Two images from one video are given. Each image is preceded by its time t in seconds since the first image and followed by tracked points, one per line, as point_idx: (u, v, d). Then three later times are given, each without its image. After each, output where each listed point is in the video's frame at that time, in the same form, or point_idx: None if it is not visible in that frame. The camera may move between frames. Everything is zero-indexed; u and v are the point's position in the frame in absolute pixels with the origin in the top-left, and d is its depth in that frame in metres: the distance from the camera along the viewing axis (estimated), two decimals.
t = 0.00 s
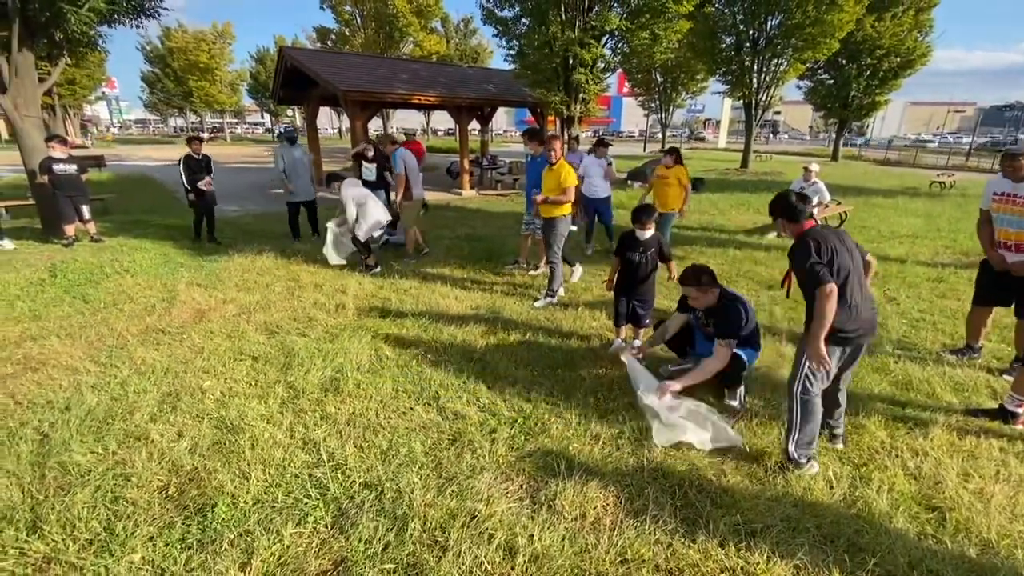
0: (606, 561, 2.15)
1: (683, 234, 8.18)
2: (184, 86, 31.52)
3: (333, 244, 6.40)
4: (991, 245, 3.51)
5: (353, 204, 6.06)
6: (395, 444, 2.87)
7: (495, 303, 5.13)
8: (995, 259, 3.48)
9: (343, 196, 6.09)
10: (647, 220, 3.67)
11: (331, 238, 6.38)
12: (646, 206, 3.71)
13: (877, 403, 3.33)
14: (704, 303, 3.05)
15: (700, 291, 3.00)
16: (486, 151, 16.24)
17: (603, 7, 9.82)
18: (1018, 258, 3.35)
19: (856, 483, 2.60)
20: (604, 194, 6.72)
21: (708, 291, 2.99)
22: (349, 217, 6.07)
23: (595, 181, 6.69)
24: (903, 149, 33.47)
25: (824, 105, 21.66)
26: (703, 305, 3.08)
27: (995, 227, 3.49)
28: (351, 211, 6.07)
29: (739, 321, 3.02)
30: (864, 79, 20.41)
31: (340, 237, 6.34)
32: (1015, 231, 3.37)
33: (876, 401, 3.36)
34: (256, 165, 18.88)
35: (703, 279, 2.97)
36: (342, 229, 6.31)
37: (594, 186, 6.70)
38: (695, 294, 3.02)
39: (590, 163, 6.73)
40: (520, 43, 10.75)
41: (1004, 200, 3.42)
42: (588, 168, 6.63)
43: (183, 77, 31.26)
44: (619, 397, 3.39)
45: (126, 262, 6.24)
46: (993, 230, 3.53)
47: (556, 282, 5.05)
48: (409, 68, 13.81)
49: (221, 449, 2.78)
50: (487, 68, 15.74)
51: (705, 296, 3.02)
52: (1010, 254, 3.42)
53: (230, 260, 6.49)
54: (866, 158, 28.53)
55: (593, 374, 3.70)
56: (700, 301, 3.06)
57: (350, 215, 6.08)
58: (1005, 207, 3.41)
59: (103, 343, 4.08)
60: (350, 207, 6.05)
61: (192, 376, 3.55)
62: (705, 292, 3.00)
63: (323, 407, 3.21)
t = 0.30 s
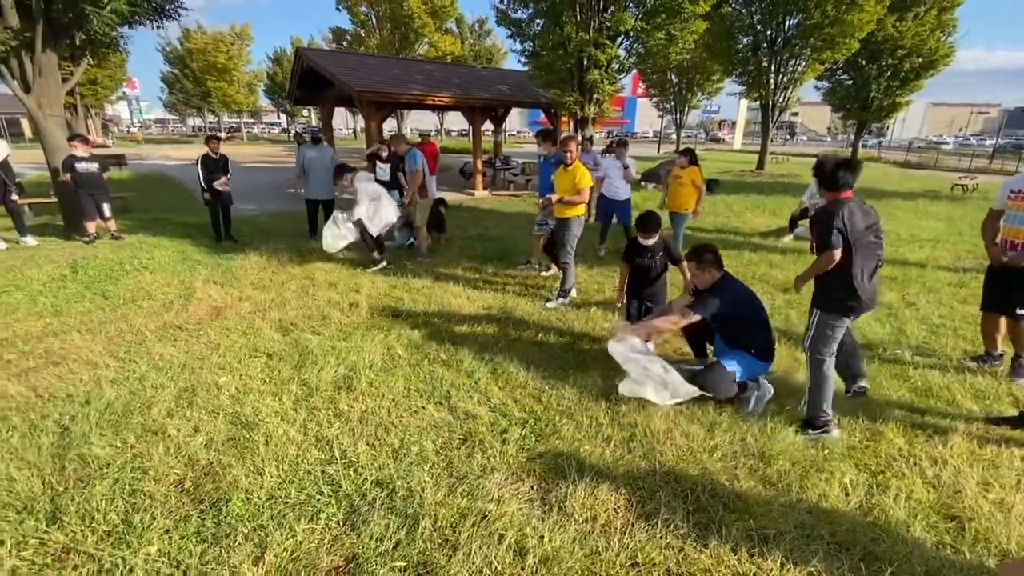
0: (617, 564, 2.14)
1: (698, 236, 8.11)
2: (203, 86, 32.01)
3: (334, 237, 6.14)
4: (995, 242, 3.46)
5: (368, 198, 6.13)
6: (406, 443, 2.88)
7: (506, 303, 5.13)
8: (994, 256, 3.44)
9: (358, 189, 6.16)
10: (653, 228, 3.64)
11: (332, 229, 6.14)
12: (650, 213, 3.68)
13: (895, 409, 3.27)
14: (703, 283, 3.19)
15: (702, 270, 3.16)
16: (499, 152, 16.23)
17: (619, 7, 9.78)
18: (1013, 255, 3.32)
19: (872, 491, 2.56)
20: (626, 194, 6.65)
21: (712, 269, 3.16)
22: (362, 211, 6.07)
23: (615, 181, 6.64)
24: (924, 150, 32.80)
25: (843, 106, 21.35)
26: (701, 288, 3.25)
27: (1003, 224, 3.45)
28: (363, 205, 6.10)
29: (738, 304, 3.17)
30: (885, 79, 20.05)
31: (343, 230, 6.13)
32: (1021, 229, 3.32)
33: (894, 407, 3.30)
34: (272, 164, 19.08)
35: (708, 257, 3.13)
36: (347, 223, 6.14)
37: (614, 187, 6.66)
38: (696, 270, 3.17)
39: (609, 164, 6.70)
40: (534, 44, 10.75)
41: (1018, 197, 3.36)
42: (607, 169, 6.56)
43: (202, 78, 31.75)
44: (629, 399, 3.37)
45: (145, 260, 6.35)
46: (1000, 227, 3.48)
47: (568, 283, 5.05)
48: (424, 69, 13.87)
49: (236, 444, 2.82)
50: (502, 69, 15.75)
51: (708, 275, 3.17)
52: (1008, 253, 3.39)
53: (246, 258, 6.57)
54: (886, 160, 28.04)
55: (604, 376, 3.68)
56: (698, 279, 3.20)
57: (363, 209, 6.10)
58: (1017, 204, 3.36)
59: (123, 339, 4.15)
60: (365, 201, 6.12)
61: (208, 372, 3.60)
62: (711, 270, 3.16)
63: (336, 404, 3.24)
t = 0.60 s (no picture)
0: (627, 566, 2.12)
1: (714, 237, 8.03)
2: (223, 85, 32.49)
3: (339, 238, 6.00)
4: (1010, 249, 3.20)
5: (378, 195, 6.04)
6: (418, 441, 2.88)
7: (518, 302, 5.12)
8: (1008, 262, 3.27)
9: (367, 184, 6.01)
10: (648, 254, 3.64)
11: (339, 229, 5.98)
12: (646, 240, 3.66)
13: (916, 416, 3.20)
14: (698, 289, 3.12)
15: (695, 275, 3.10)
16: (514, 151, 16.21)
17: (636, 6, 9.70)
18: None
19: (892, 500, 2.50)
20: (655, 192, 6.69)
21: (705, 275, 3.07)
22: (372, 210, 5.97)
23: (643, 181, 6.70)
24: (949, 152, 32.07)
25: (865, 107, 20.94)
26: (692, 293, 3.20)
27: None
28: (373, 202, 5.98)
29: (732, 308, 3.05)
30: (909, 79, 19.62)
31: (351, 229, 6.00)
32: None
33: (915, 414, 3.22)
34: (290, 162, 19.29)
35: (698, 261, 3.07)
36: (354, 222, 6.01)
37: (642, 187, 6.71)
38: (689, 277, 3.11)
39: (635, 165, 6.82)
40: (551, 43, 10.71)
41: None
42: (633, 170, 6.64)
43: (222, 76, 32.23)
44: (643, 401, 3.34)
45: (164, 255, 6.46)
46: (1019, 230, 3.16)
47: (582, 283, 5.01)
48: (440, 68, 13.91)
49: (251, 439, 2.85)
50: (518, 68, 15.74)
51: (700, 281, 3.10)
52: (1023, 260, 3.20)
53: (262, 255, 6.65)
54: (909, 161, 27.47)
55: (617, 377, 3.65)
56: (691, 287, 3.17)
57: (374, 207, 5.99)
58: None
59: (142, 333, 4.22)
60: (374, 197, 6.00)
61: (224, 367, 3.65)
62: (704, 276, 3.08)
63: (350, 400, 3.26)
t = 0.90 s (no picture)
0: (637, 570, 2.10)
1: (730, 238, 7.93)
2: (241, 83, 32.92)
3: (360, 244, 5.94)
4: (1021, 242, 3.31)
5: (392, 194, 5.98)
6: (428, 439, 2.88)
7: (531, 302, 5.10)
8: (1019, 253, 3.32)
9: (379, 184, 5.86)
10: (659, 263, 3.67)
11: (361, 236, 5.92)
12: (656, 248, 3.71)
13: (937, 424, 3.12)
14: (700, 293, 3.05)
15: (695, 280, 3.02)
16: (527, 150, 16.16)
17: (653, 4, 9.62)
18: None
19: (910, 509, 2.44)
20: (671, 194, 6.76)
21: (705, 278, 3.00)
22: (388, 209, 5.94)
23: (661, 181, 6.76)
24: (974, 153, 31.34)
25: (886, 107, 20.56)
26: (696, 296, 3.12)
27: None
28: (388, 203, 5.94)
29: (737, 310, 3.01)
30: (933, 78, 19.19)
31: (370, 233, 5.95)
32: None
33: (936, 421, 3.15)
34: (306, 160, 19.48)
35: (698, 265, 2.99)
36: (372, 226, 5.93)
37: (660, 186, 6.78)
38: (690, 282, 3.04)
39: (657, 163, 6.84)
40: (566, 41, 10.66)
41: None
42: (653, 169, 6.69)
43: (241, 75, 32.67)
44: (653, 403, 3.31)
45: (182, 251, 6.55)
46: None
47: (595, 282, 4.98)
48: (455, 67, 13.92)
49: (264, 433, 2.87)
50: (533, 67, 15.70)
51: (702, 285, 3.03)
52: None
53: (277, 252, 6.72)
54: (931, 162, 26.90)
55: (628, 378, 3.61)
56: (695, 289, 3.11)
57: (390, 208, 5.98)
58: None
59: (159, 327, 4.29)
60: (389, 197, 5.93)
61: (238, 362, 3.68)
62: (704, 279, 3.00)
63: (361, 397, 3.28)
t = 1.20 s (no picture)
0: (647, 572, 2.09)
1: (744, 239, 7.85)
2: (257, 82, 33.27)
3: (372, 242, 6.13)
4: None
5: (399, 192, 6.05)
6: (438, 438, 2.88)
7: (542, 302, 5.09)
8: None
9: (387, 183, 5.98)
10: (668, 262, 3.60)
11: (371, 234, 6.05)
12: (665, 248, 3.64)
13: (955, 430, 3.06)
14: (713, 291, 3.03)
15: (709, 277, 3.00)
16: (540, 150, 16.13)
17: (668, 3, 9.54)
18: None
19: (927, 517, 2.40)
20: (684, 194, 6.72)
21: (719, 276, 2.98)
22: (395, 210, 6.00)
23: (673, 181, 6.74)
24: (996, 155, 30.70)
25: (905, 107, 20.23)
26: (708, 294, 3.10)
27: None
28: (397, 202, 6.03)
29: (749, 310, 2.96)
30: (954, 78, 18.84)
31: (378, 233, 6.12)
32: None
33: (955, 428, 3.08)
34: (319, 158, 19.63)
35: (711, 263, 2.97)
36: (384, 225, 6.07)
37: (672, 187, 6.75)
38: (703, 279, 3.02)
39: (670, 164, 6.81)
40: (580, 41, 10.63)
41: None
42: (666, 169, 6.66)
43: (256, 74, 33.02)
44: (664, 404, 3.29)
45: (198, 247, 6.64)
46: None
47: (606, 283, 4.95)
48: (468, 66, 13.94)
49: (276, 429, 2.90)
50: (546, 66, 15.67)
51: (716, 283, 3.00)
52: None
53: (290, 249, 6.78)
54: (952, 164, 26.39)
55: (640, 380, 3.59)
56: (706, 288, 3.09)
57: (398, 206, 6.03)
58: None
59: (174, 322, 4.34)
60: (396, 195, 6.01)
61: (252, 357, 3.72)
62: (718, 277, 2.99)
63: (372, 394, 3.30)
